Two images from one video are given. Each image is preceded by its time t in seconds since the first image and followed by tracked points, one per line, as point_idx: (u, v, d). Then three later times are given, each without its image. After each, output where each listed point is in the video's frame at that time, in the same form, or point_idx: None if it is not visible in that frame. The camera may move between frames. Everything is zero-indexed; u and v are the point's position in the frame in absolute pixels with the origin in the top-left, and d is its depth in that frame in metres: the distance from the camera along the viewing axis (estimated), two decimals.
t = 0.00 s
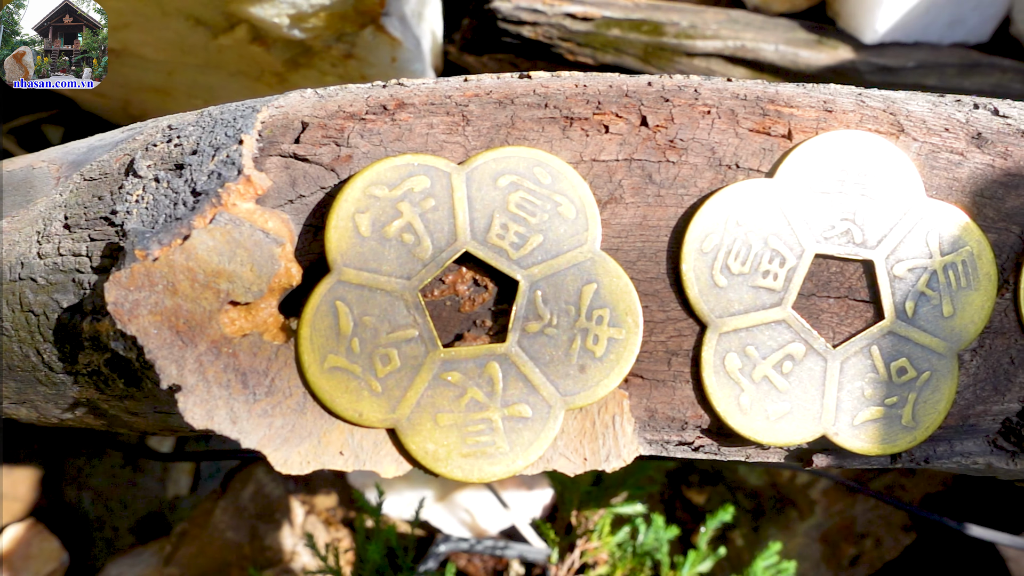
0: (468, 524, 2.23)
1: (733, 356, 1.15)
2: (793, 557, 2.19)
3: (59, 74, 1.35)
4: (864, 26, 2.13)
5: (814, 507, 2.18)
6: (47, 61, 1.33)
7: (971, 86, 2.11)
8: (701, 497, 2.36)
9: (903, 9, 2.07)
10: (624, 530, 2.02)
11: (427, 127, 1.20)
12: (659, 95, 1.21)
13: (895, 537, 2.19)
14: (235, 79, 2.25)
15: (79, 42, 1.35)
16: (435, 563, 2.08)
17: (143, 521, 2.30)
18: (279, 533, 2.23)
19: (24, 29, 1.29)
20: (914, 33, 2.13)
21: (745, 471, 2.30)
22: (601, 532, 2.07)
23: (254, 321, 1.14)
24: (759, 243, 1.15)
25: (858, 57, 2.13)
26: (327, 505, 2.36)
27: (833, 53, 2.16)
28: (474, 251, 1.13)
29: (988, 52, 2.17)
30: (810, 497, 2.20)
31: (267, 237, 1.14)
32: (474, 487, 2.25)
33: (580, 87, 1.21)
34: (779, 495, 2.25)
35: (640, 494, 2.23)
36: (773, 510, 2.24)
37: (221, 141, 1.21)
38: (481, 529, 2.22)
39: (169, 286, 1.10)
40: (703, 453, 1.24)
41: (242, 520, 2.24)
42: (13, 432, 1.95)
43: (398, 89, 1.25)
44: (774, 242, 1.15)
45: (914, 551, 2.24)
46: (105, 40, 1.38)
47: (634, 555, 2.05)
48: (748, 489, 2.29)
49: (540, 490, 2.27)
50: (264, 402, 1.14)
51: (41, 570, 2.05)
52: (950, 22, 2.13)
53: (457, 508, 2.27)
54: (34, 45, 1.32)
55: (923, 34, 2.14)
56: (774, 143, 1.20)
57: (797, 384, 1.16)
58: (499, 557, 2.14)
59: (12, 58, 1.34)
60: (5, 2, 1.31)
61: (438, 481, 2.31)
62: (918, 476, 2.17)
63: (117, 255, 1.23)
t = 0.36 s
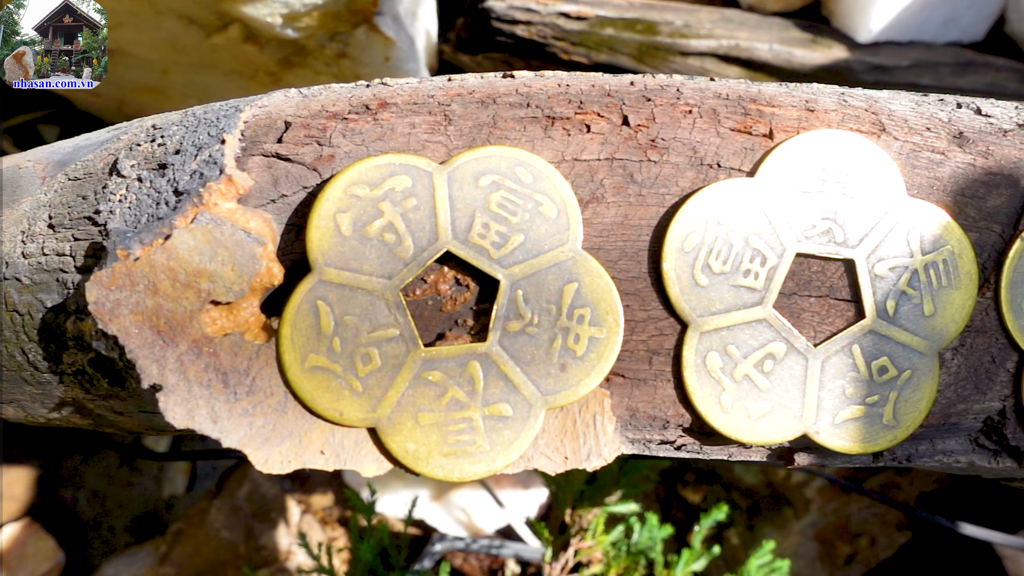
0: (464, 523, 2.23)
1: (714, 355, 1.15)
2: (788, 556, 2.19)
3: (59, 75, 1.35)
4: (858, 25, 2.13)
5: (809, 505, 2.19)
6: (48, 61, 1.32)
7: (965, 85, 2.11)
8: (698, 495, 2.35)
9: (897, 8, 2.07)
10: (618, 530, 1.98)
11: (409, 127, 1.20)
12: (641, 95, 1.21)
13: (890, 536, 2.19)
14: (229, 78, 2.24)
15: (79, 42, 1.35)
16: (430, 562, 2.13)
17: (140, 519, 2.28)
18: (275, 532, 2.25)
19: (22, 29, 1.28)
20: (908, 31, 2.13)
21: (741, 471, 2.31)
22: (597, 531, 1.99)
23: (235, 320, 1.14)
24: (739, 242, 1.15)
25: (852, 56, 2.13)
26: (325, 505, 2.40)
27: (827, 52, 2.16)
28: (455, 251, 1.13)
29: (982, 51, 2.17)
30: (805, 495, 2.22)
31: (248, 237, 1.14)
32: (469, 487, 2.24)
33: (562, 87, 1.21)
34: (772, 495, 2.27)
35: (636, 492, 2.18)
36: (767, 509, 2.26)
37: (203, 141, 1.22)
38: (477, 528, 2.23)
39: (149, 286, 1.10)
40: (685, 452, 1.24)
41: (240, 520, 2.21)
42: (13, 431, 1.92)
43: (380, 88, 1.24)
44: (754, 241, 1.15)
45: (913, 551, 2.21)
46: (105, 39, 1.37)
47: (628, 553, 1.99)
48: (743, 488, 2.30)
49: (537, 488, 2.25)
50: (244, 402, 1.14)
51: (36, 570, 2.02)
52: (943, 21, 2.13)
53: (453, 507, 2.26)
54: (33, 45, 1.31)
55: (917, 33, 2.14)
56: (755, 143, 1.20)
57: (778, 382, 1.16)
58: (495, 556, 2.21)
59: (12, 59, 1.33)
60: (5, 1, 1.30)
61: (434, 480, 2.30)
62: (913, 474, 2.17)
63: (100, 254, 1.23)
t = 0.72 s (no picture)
0: (457, 521, 2.22)
1: (689, 352, 1.15)
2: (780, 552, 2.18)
3: (59, 75, 1.35)
4: (848, 24, 2.13)
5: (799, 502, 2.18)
6: (48, 61, 1.33)
7: (956, 84, 2.13)
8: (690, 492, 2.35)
9: (886, 6, 2.07)
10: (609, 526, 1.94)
11: (386, 123, 1.20)
12: (618, 92, 1.21)
13: (881, 534, 2.17)
14: (219, 74, 2.23)
15: (80, 42, 1.35)
16: (423, 559, 2.09)
17: (132, 517, 2.25)
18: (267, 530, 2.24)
19: (21, 27, 1.29)
20: (899, 29, 2.13)
21: (732, 468, 2.30)
22: (586, 528, 1.97)
23: (210, 317, 1.14)
24: (715, 239, 1.15)
25: (842, 55, 2.13)
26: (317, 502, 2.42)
27: (817, 51, 2.16)
28: (431, 247, 1.13)
29: (973, 50, 2.18)
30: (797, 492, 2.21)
31: (223, 233, 1.14)
32: (463, 484, 2.27)
33: (539, 83, 1.20)
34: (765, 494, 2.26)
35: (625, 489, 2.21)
36: (759, 507, 2.25)
37: (180, 137, 1.21)
38: (470, 526, 2.22)
39: (124, 282, 1.10)
40: (662, 448, 1.24)
41: (230, 516, 2.21)
42: None
43: (358, 84, 1.24)
44: (730, 238, 1.16)
45: (903, 547, 2.19)
46: (103, 38, 1.39)
47: (619, 550, 1.96)
48: (735, 485, 2.30)
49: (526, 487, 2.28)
50: (219, 398, 1.13)
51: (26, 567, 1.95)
52: (935, 19, 2.13)
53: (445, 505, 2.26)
54: (32, 45, 1.31)
55: (909, 31, 2.15)
56: (731, 140, 1.20)
57: (753, 379, 1.16)
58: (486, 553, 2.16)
59: (10, 59, 1.33)
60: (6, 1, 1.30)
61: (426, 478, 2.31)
62: (905, 471, 2.15)
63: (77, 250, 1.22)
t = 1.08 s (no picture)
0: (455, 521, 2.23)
1: (670, 351, 1.16)
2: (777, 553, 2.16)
3: (59, 76, 1.33)
4: (845, 24, 2.13)
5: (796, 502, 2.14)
6: (48, 61, 1.32)
7: (952, 84, 2.13)
8: (687, 492, 2.34)
9: (884, 6, 2.07)
10: (604, 526, 1.92)
11: (368, 124, 1.20)
12: (600, 92, 1.21)
13: (878, 534, 2.14)
14: (216, 75, 2.23)
15: (80, 42, 1.34)
16: (419, 559, 2.09)
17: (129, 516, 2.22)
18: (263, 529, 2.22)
19: (21, 27, 1.27)
20: (894, 30, 2.13)
21: (731, 468, 2.29)
22: (581, 528, 1.95)
23: (192, 317, 1.14)
24: (696, 239, 1.16)
25: (838, 55, 2.13)
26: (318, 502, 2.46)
27: (813, 51, 2.16)
28: (411, 247, 1.13)
29: (970, 50, 2.17)
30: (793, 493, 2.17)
31: (204, 233, 1.14)
32: (461, 484, 2.27)
33: (521, 84, 1.21)
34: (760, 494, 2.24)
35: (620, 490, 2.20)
36: (756, 506, 2.23)
37: (163, 137, 1.22)
38: (467, 527, 2.23)
39: (106, 283, 1.11)
40: (643, 448, 1.24)
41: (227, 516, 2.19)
42: None
43: (341, 85, 1.24)
44: (710, 238, 1.16)
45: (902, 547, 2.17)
46: (103, 38, 1.37)
47: (614, 550, 1.93)
48: (732, 485, 2.29)
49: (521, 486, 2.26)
50: (200, 398, 1.14)
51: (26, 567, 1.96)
52: (931, 19, 2.13)
53: (443, 506, 2.25)
54: (33, 45, 1.30)
55: (905, 32, 2.15)
56: (712, 140, 1.21)
57: (734, 379, 1.16)
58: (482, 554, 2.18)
59: (9, 59, 1.31)
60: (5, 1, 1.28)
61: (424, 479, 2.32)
62: (902, 472, 2.11)
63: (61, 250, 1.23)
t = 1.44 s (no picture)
0: (451, 521, 2.12)
1: (646, 349, 1.16)
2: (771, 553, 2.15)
3: (59, 75, 1.34)
4: (837, 23, 2.13)
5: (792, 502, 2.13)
6: (48, 61, 1.33)
7: (946, 83, 2.14)
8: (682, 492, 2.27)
9: (874, 5, 2.06)
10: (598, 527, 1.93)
11: (344, 123, 1.20)
12: (577, 91, 1.21)
13: (873, 533, 2.14)
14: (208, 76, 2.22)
15: (80, 42, 1.36)
16: (414, 559, 2.06)
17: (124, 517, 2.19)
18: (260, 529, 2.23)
19: (21, 27, 1.29)
20: (887, 29, 2.13)
21: (725, 467, 2.23)
22: (574, 527, 1.98)
23: (168, 316, 1.14)
24: (673, 237, 1.16)
25: (830, 53, 2.14)
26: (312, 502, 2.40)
27: (806, 49, 2.16)
28: (387, 246, 1.13)
29: (963, 48, 2.17)
30: (790, 492, 2.15)
31: (180, 232, 1.14)
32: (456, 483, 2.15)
33: (498, 82, 1.20)
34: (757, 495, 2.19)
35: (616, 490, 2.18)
36: (753, 505, 2.19)
37: (140, 137, 1.22)
38: (465, 526, 2.12)
39: (82, 282, 1.11)
40: (622, 446, 1.23)
41: (221, 516, 2.18)
42: None
43: (319, 84, 1.25)
44: (686, 237, 1.16)
45: (895, 546, 2.18)
46: (104, 38, 1.39)
47: (608, 550, 1.95)
48: (727, 485, 2.24)
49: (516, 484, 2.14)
50: (176, 397, 1.14)
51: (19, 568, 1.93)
52: (924, 18, 2.12)
53: (439, 506, 2.15)
54: (33, 45, 1.32)
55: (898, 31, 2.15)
56: (689, 138, 1.21)
57: (711, 377, 1.17)
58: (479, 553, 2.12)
59: (10, 59, 1.33)
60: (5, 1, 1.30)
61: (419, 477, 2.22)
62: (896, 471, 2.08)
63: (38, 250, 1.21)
